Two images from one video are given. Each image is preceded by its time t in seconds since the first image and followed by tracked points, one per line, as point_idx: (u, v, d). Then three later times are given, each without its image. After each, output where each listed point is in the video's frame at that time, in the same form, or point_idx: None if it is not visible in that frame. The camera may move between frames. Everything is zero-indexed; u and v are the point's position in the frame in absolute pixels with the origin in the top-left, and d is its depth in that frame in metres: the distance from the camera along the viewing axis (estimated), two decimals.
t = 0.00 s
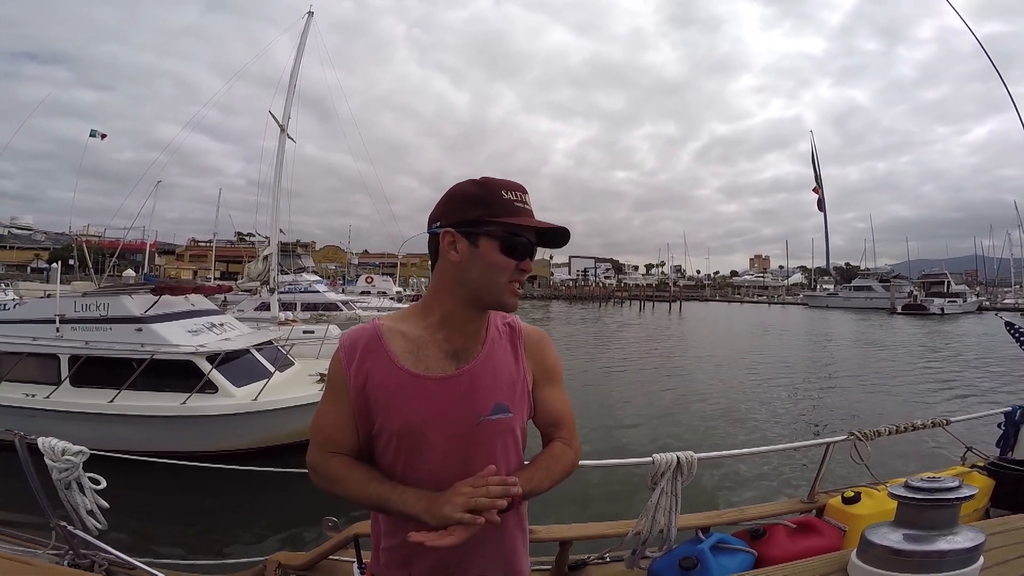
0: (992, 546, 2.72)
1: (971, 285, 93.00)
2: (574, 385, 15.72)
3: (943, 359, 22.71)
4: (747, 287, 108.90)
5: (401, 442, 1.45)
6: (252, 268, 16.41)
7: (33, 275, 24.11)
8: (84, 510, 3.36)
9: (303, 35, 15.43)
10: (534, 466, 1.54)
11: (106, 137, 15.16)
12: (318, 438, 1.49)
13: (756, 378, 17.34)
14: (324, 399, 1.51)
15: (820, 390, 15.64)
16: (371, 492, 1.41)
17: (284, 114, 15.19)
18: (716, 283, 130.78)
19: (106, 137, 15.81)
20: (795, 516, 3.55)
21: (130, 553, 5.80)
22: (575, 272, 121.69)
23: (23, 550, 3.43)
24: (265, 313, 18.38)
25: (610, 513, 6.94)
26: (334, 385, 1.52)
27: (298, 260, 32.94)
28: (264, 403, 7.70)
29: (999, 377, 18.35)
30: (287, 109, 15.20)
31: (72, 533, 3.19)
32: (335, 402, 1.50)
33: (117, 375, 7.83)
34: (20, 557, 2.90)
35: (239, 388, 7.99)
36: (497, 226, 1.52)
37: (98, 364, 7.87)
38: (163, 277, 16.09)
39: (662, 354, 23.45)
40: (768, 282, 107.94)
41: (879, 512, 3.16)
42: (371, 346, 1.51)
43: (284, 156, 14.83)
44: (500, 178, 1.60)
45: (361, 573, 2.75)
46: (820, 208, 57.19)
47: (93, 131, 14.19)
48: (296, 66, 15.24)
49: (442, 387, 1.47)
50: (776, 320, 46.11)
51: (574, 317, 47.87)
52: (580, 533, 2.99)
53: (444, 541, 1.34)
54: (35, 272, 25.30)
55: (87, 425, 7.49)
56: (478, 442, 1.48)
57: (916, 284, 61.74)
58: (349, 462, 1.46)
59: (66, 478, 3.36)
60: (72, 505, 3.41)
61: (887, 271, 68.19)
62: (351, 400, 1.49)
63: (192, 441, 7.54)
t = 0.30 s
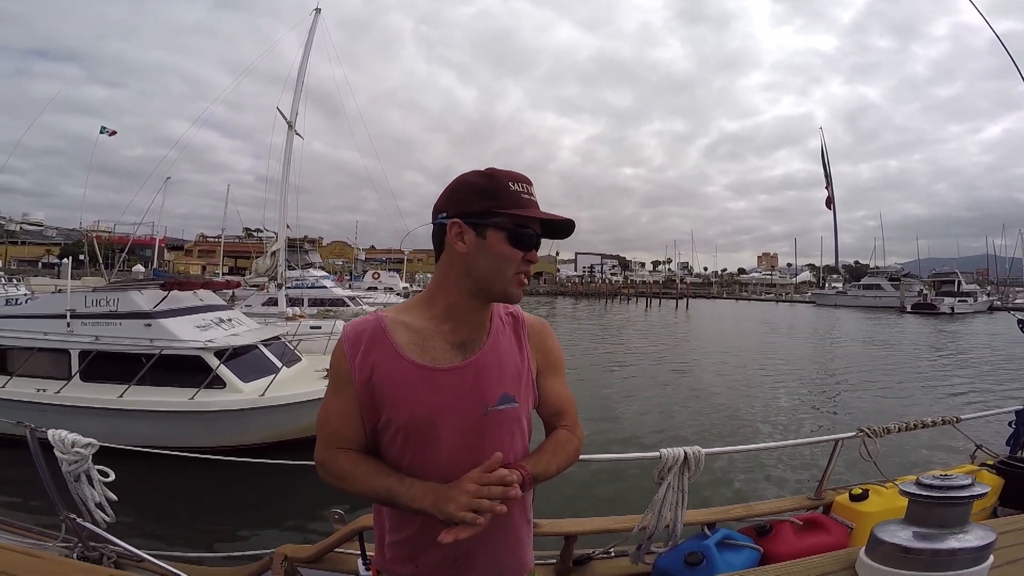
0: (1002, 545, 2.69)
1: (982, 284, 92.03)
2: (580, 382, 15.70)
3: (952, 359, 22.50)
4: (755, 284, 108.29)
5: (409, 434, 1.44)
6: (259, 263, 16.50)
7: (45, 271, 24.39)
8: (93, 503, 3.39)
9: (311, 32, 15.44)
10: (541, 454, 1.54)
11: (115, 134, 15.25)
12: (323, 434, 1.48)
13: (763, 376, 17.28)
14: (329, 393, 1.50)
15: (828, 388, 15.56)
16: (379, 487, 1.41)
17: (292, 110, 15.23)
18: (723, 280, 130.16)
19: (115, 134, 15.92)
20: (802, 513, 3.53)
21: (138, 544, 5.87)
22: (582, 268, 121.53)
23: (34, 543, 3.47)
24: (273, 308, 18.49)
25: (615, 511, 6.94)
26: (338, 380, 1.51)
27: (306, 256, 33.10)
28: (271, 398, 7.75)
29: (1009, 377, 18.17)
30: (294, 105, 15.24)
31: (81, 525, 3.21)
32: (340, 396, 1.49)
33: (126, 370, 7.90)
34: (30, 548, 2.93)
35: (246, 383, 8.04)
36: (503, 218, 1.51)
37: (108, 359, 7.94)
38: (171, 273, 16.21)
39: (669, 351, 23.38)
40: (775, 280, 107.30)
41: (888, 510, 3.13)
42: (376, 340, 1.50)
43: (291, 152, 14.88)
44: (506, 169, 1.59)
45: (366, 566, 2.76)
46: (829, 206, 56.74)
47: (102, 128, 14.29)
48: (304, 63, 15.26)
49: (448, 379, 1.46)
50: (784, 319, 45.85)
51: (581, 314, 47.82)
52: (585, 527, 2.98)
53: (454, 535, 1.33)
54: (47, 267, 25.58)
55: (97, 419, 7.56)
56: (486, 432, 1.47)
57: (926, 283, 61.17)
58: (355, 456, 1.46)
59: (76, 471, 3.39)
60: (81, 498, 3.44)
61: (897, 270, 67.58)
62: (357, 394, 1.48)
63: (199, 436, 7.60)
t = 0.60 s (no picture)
0: (1002, 540, 2.70)
1: (980, 280, 92.23)
2: (579, 380, 15.71)
3: (950, 355, 22.55)
4: (753, 281, 108.44)
5: (405, 427, 1.43)
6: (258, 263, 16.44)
7: (43, 271, 24.30)
8: (91, 503, 3.37)
9: (308, 31, 15.38)
10: (539, 447, 1.53)
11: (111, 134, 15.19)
12: (320, 429, 1.48)
13: (762, 374, 17.27)
14: (325, 387, 1.50)
15: (826, 385, 15.58)
16: (375, 483, 1.39)
17: (289, 109, 15.17)
18: (722, 277, 130.23)
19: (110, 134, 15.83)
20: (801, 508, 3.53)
21: (138, 545, 5.86)
22: (581, 266, 121.53)
23: (33, 543, 3.46)
24: (271, 308, 18.46)
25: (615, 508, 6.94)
26: (333, 375, 1.50)
27: (304, 255, 33.05)
28: (270, 398, 7.73)
29: (1007, 373, 18.19)
30: (291, 105, 15.19)
31: (80, 525, 3.19)
32: (335, 392, 1.48)
33: (124, 371, 7.87)
34: (27, 549, 2.91)
35: (245, 383, 8.03)
36: (485, 208, 1.50)
37: (106, 360, 7.91)
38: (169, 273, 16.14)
39: (668, 349, 23.40)
40: (774, 277, 107.31)
41: (886, 505, 3.13)
42: (369, 334, 1.50)
43: (289, 152, 14.84)
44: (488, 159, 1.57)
45: (366, 565, 2.75)
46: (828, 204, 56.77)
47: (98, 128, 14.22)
48: (301, 61, 15.19)
49: (443, 372, 1.45)
50: (783, 316, 45.86)
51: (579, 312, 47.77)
52: (585, 524, 2.98)
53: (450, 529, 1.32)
54: (45, 267, 25.49)
55: (94, 421, 7.53)
56: (481, 426, 1.47)
57: (924, 279, 61.27)
58: (351, 452, 1.45)
59: (74, 470, 3.38)
60: (79, 498, 3.42)
61: (895, 266, 67.68)
62: (352, 390, 1.47)
63: (198, 437, 7.58)
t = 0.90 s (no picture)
0: (1014, 535, 2.68)
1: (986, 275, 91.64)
2: (584, 381, 15.69)
3: (957, 351, 22.43)
4: (758, 280, 108.03)
5: (409, 426, 1.44)
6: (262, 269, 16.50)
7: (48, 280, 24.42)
8: (101, 506, 3.39)
9: (307, 37, 15.44)
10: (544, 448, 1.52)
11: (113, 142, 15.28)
12: (327, 427, 1.48)
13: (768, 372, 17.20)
14: (332, 386, 1.51)
15: (833, 383, 15.50)
16: (380, 481, 1.40)
17: (290, 115, 15.23)
18: (726, 276, 129.87)
19: (112, 143, 15.91)
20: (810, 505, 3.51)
21: (148, 548, 5.89)
22: (584, 267, 121.40)
23: (44, 547, 3.48)
24: (276, 313, 18.52)
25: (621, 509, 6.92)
26: (340, 374, 1.51)
27: (307, 260, 33.13)
28: (276, 404, 7.75)
29: (1015, 369, 18.07)
30: (293, 111, 15.24)
31: (91, 529, 3.21)
32: (342, 391, 1.49)
33: (131, 377, 7.91)
34: (38, 553, 2.92)
35: (251, 389, 8.05)
36: (475, 207, 1.50)
37: (113, 367, 7.96)
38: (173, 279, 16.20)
39: (673, 349, 23.33)
40: (778, 275, 106.92)
41: (896, 501, 3.11)
42: (375, 334, 1.51)
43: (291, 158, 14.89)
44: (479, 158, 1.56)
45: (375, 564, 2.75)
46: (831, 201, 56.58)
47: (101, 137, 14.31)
48: (302, 67, 15.25)
49: (447, 372, 1.46)
50: (787, 314, 45.67)
51: (583, 313, 47.69)
52: (593, 523, 2.98)
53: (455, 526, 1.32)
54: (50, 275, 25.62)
55: (102, 427, 7.57)
56: (486, 426, 1.46)
57: (929, 275, 60.90)
58: (356, 449, 1.45)
59: (83, 474, 3.39)
60: (89, 502, 3.44)
61: (900, 262, 67.34)
62: (358, 388, 1.48)
63: (206, 442, 7.61)
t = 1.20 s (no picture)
0: (1015, 534, 2.68)
1: (985, 274, 91.68)
2: (585, 384, 15.67)
3: (957, 349, 22.42)
4: (757, 280, 108.06)
5: (409, 426, 1.44)
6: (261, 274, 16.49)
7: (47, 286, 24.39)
8: (100, 511, 3.38)
9: (304, 42, 15.46)
10: (543, 450, 1.53)
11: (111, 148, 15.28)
12: (329, 428, 1.49)
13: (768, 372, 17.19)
14: (334, 388, 1.52)
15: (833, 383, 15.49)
16: (378, 482, 1.40)
17: (288, 120, 15.24)
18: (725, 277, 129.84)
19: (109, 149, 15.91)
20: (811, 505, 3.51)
21: (147, 552, 5.87)
22: (583, 269, 121.41)
23: (44, 552, 3.47)
24: (275, 317, 18.50)
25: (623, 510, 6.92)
26: (341, 376, 1.52)
27: (307, 265, 33.10)
28: (276, 408, 7.74)
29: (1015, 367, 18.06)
30: (290, 115, 15.26)
31: (91, 533, 3.21)
32: (343, 393, 1.50)
33: (131, 383, 7.91)
34: (38, 558, 2.92)
35: (251, 393, 8.04)
36: (473, 210, 1.51)
37: (112, 372, 7.95)
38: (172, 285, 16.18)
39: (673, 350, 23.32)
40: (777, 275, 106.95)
41: (897, 501, 3.11)
42: (375, 336, 1.52)
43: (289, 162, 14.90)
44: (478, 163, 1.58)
45: (376, 567, 2.75)
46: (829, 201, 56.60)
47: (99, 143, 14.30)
48: (299, 72, 15.27)
49: (445, 373, 1.46)
50: (787, 314, 45.69)
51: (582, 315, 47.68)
52: (593, 524, 2.98)
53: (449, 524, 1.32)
54: (49, 282, 25.59)
55: (102, 432, 7.55)
56: (484, 427, 1.47)
57: (929, 274, 60.92)
58: (357, 449, 1.46)
59: (82, 479, 3.39)
60: (88, 506, 3.44)
61: (899, 262, 67.37)
62: (358, 390, 1.48)
63: (207, 447, 7.60)
